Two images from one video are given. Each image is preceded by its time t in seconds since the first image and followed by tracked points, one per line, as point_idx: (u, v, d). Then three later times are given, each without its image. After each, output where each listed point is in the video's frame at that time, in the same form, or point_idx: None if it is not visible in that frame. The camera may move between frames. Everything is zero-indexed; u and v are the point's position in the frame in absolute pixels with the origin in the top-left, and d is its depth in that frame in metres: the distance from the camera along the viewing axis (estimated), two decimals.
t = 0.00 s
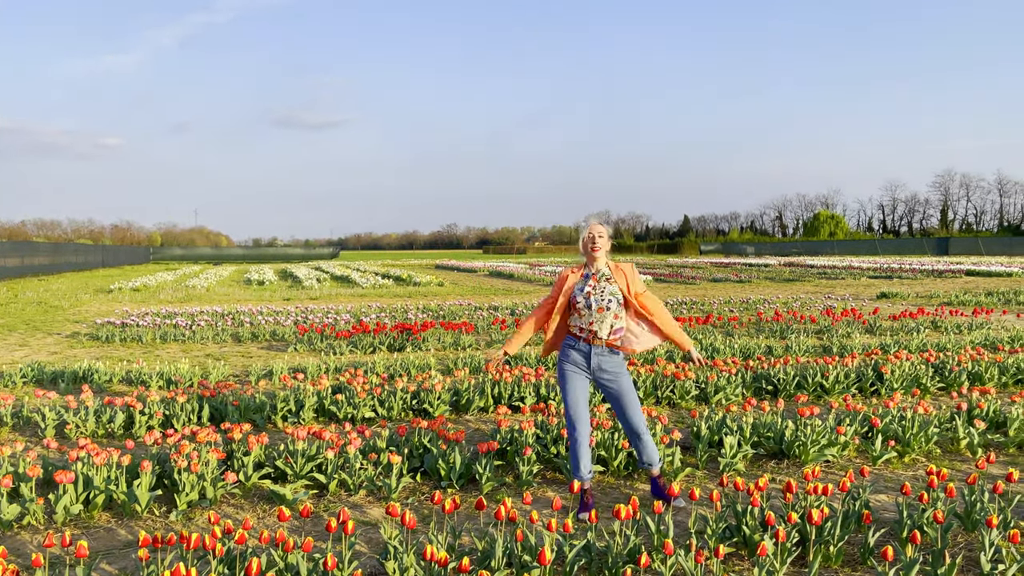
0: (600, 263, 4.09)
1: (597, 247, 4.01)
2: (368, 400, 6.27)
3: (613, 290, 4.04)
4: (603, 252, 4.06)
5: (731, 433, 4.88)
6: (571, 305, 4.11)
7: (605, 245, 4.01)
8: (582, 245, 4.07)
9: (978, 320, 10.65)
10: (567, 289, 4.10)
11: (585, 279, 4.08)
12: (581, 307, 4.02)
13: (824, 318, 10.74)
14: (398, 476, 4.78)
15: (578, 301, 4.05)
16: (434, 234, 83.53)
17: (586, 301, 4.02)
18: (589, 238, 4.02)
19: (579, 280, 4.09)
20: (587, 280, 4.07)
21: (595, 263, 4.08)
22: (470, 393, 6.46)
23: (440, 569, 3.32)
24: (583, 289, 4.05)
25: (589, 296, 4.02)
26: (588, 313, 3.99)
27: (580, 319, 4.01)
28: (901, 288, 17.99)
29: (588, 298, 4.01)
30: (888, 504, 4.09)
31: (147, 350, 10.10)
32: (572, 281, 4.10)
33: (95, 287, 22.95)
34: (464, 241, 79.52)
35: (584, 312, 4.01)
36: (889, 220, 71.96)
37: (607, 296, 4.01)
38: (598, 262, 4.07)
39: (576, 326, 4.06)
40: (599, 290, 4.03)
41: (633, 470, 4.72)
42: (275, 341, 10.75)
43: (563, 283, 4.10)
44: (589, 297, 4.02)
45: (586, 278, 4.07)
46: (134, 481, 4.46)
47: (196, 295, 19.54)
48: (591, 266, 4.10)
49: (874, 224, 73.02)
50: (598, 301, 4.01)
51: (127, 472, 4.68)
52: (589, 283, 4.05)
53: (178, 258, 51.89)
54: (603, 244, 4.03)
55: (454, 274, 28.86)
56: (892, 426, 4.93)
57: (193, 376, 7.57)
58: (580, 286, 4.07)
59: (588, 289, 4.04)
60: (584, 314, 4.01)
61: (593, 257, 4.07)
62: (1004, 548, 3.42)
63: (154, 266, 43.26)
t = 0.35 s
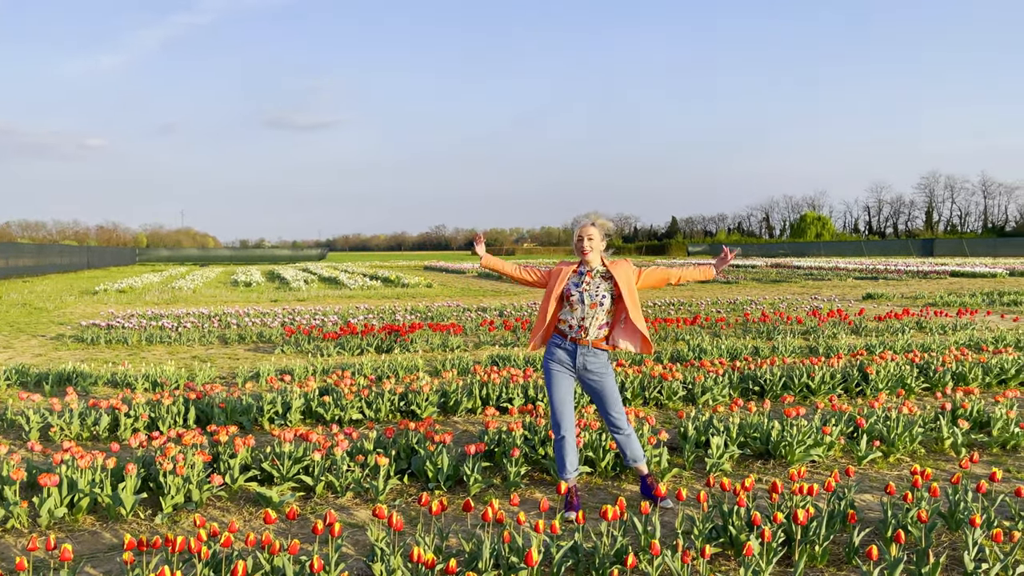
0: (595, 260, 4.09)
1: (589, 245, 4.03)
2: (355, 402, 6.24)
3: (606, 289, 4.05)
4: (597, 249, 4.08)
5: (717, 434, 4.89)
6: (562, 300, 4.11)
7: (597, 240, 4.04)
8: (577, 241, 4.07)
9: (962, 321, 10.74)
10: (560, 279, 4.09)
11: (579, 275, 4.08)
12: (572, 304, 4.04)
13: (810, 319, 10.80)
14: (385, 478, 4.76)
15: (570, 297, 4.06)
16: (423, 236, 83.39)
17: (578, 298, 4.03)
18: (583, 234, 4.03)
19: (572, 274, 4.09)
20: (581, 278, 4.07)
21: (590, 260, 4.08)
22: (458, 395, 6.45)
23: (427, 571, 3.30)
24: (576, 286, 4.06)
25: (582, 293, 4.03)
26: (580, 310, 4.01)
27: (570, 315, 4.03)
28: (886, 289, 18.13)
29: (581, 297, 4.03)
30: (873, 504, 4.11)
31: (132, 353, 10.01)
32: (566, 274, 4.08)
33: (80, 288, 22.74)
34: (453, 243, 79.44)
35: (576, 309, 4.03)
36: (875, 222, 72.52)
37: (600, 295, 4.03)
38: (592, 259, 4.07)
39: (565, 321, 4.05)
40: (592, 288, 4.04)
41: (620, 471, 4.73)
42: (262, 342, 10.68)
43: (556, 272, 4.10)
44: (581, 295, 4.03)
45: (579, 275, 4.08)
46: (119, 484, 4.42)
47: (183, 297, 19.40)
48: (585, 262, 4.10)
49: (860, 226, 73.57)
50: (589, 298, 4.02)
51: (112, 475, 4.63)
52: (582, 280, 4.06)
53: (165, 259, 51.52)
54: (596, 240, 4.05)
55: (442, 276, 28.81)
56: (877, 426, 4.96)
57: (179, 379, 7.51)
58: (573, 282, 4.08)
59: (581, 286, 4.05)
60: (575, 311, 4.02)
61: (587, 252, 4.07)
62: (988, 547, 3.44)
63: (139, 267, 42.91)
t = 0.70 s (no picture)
0: (576, 261, 4.09)
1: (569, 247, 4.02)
2: (341, 403, 6.21)
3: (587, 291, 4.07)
4: (578, 250, 4.06)
5: (702, 434, 4.90)
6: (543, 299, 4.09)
7: (576, 242, 4.01)
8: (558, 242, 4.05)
9: (944, 322, 10.84)
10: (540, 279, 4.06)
11: (562, 276, 4.07)
12: (554, 304, 4.03)
13: (795, 320, 10.87)
14: (371, 480, 4.73)
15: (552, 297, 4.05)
16: (410, 237, 83.19)
17: (562, 299, 4.03)
18: (564, 235, 4.02)
19: (555, 275, 4.07)
20: (564, 280, 4.06)
21: (572, 262, 4.08)
22: (444, 396, 6.42)
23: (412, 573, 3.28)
24: (558, 287, 4.05)
25: (564, 295, 4.03)
26: (563, 312, 4.01)
27: (552, 316, 4.02)
28: (869, 290, 18.30)
29: (563, 299, 4.02)
30: (856, 503, 4.13)
31: (115, 354, 9.91)
32: (549, 274, 4.06)
33: (62, 289, 22.49)
34: (440, 244, 79.31)
35: (558, 310, 4.02)
36: (858, 224, 73.14)
37: (582, 299, 4.04)
38: (573, 260, 4.07)
39: (544, 321, 4.03)
40: (574, 291, 4.05)
41: (605, 472, 4.73)
42: (246, 344, 10.59)
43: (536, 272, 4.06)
44: (563, 297, 4.03)
45: (562, 276, 4.07)
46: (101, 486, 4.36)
47: (167, 298, 19.24)
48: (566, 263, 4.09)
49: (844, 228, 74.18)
50: (570, 299, 4.03)
51: (94, 477, 4.57)
52: (566, 282, 4.05)
53: (148, 259, 51.04)
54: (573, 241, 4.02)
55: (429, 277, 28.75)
56: (860, 426, 4.99)
57: (163, 380, 7.44)
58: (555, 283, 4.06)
59: (565, 287, 4.05)
60: (557, 312, 4.02)
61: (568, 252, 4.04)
62: (970, 546, 3.46)
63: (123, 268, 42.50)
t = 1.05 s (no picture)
0: (559, 262, 4.09)
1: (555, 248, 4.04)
2: (326, 406, 6.17)
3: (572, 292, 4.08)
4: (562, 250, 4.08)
5: (688, 435, 4.90)
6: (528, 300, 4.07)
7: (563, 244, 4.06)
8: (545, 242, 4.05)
9: (928, 323, 10.92)
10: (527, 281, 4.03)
11: (547, 279, 4.06)
12: (540, 305, 4.02)
13: (780, 321, 10.93)
14: (356, 482, 4.70)
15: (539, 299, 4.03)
16: (397, 238, 82.97)
17: (548, 301, 4.02)
18: (553, 236, 4.05)
19: (541, 277, 4.05)
20: (549, 282, 4.05)
21: (558, 264, 4.09)
22: (430, 398, 6.39)
23: None
24: (544, 289, 4.05)
25: (550, 297, 4.03)
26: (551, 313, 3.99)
27: (539, 317, 3.99)
28: (853, 291, 18.45)
29: (550, 300, 4.02)
30: (840, 503, 4.15)
31: (98, 356, 9.80)
32: (535, 275, 4.04)
33: (44, 290, 22.22)
34: (427, 245, 79.17)
35: (545, 311, 4.00)
36: (843, 225, 73.72)
37: (568, 301, 4.05)
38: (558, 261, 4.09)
39: (531, 322, 4.00)
40: (559, 293, 4.05)
41: (591, 473, 4.72)
42: (231, 345, 10.51)
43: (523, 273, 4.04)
44: (549, 298, 4.02)
45: (548, 277, 4.06)
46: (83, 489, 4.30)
47: (151, 299, 19.08)
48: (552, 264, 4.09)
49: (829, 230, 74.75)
50: (557, 301, 4.03)
51: (76, 480, 4.51)
52: (552, 285, 4.05)
53: (132, 261, 50.57)
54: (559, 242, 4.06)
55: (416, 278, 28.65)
56: (845, 427, 5.01)
57: (146, 382, 7.36)
58: (541, 285, 4.05)
59: (551, 290, 4.05)
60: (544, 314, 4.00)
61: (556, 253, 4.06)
62: (953, 546, 3.48)
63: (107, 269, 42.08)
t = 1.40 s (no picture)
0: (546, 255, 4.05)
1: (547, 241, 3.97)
2: (314, 407, 6.13)
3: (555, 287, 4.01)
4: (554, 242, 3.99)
5: (676, 436, 4.91)
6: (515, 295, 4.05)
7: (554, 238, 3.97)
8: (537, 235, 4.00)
9: (914, 324, 11.00)
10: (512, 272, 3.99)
11: (533, 273, 4.02)
12: (525, 301, 3.98)
13: (768, 322, 10.97)
14: (344, 483, 4.67)
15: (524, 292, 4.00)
16: (385, 239, 82.79)
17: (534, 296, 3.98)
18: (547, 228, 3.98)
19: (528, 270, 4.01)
20: (534, 275, 4.01)
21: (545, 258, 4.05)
22: (419, 399, 6.37)
23: None
24: (529, 282, 4.00)
25: (534, 291, 3.99)
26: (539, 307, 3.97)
27: (527, 311, 3.97)
28: (840, 292, 18.55)
29: (533, 294, 3.97)
30: (828, 504, 4.16)
31: (83, 358, 9.71)
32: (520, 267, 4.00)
33: (28, 292, 21.99)
34: (416, 246, 79.05)
35: (531, 305, 3.97)
36: (830, 227, 74.19)
37: (551, 295, 3.99)
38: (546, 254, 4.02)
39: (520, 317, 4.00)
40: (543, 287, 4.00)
41: (580, 474, 4.71)
42: (218, 347, 10.44)
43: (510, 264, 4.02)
44: (533, 292, 3.98)
45: (534, 271, 4.03)
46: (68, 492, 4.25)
47: (138, 300, 18.93)
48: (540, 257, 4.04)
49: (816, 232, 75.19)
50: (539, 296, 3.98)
51: (61, 483, 4.46)
52: (537, 279, 4.01)
53: (119, 262, 50.22)
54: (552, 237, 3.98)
55: (405, 279, 28.58)
56: (832, 428, 5.03)
57: (132, 384, 7.29)
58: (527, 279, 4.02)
59: (536, 284, 4.00)
60: (530, 308, 3.97)
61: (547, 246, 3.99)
62: (939, 546, 3.50)
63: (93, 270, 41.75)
